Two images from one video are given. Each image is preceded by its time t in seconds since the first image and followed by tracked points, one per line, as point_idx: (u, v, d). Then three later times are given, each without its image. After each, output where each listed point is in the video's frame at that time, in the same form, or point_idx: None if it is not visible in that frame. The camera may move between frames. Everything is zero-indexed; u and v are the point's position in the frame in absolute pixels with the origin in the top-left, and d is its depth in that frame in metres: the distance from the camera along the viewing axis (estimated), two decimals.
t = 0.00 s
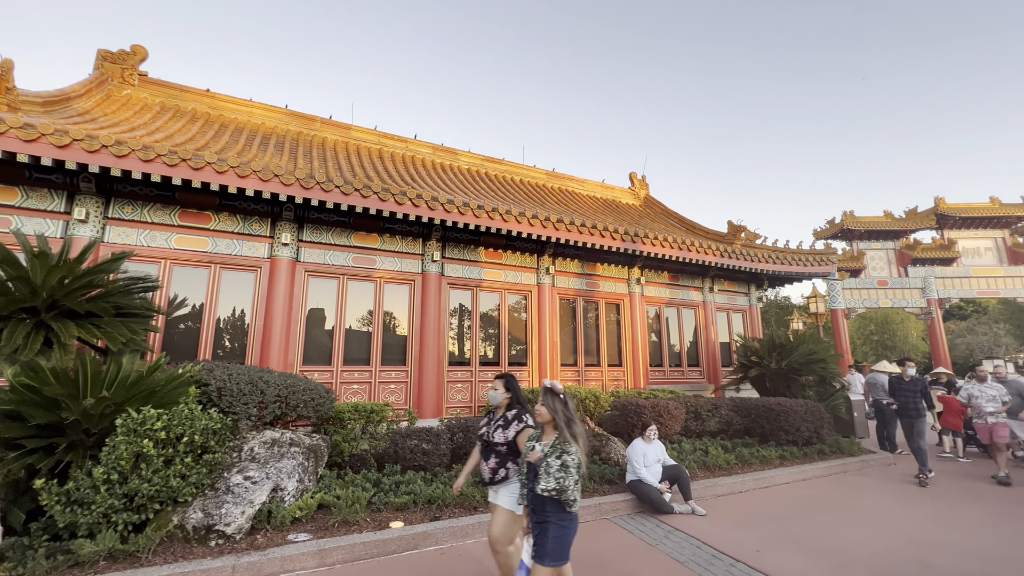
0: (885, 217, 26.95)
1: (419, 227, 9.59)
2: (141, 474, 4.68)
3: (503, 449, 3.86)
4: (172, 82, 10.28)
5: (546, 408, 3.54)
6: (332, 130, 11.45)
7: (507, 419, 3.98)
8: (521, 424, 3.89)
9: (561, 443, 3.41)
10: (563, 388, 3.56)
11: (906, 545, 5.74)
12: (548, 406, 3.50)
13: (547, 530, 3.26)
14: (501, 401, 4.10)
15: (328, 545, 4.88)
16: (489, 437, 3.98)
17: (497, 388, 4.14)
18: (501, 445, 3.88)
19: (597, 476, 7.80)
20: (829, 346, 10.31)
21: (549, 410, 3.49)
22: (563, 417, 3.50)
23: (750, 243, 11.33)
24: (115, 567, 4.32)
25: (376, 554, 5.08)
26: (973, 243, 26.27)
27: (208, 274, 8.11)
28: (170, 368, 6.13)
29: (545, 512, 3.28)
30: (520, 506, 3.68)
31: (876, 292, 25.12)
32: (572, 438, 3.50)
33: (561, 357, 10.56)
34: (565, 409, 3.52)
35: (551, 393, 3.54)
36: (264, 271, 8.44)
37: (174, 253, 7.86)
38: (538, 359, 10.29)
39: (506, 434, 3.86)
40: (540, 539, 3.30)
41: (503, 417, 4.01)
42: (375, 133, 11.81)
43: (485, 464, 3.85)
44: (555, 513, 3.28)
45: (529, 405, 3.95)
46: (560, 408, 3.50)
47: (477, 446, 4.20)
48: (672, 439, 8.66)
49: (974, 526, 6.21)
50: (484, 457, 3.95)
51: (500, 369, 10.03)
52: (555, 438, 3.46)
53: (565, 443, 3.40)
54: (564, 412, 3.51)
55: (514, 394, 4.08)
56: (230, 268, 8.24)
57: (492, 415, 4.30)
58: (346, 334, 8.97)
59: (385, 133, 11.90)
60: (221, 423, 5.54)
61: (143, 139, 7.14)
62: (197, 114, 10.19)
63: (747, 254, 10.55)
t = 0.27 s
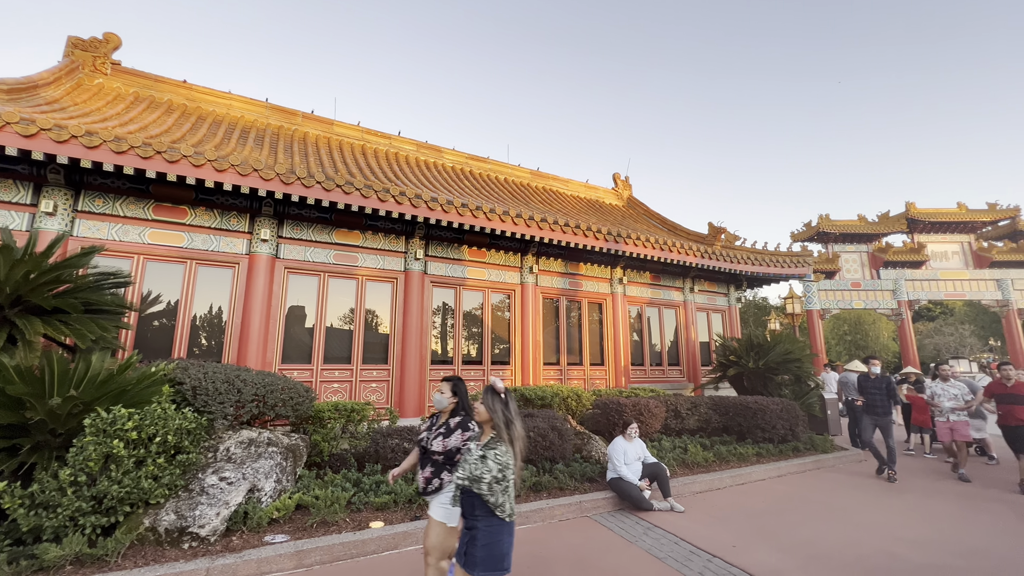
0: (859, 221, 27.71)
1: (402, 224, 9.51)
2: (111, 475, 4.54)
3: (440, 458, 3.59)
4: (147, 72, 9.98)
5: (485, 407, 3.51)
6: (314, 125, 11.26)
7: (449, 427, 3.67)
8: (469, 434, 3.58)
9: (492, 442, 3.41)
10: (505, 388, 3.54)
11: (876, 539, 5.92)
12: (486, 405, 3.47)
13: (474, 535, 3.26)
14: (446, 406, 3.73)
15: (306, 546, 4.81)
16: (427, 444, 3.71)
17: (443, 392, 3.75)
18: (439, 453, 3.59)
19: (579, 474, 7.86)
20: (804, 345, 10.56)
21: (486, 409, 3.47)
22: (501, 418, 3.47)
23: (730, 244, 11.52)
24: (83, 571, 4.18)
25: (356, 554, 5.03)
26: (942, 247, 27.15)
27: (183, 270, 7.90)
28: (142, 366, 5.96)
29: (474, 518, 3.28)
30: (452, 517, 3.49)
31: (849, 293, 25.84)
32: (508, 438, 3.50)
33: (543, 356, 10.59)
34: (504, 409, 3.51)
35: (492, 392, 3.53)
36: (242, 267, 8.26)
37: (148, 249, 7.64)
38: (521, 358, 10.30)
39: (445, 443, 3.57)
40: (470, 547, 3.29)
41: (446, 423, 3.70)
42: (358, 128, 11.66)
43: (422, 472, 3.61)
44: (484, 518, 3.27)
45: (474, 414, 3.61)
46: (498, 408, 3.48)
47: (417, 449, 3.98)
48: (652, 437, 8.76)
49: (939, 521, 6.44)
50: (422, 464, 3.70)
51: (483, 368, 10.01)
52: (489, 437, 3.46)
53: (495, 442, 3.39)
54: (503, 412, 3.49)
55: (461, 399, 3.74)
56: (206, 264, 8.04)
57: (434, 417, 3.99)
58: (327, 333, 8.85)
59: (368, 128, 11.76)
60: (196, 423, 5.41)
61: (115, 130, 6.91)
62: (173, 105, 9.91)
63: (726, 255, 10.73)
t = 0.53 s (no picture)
0: (834, 224, 28.46)
1: (384, 221, 9.41)
2: (77, 477, 4.38)
3: (372, 458, 3.56)
4: (119, 61, 9.66)
5: (414, 409, 3.15)
6: (294, 119, 11.05)
7: (381, 425, 3.66)
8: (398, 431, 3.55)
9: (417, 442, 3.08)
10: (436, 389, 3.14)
11: (846, 534, 6.10)
12: (413, 406, 3.12)
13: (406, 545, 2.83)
14: (383, 403, 3.72)
15: (282, 548, 4.73)
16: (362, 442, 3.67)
17: (380, 389, 3.76)
18: (371, 453, 3.58)
19: (560, 472, 7.91)
20: (780, 345, 10.80)
21: (413, 411, 3.11)
22: (427, 420, 3.07)
23: (710, 245, 11.72)
24: None
25: (334, 555, 4.97)
26: (911, 251, 28.00)
27: (157, 265, 7.68)
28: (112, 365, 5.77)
29: (406, 526, 2.87)
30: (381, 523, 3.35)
31: (824, 295, 26.56)
32: (439, 442, 3.07)
33: (526, 355, 10.61)
34: (433, 409, 3.10)
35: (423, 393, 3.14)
36: (219, 264, 8.07)
37: (119, 243, 7.40)
38: (503, 357, 10.30)
39: (374, 442, 3.54)
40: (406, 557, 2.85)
41: (379, 421, 3.69)
42: (340, 124, 11.49)
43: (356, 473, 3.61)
44: (417, 526, 2.85)
45: (404, 411, 3.58)
46: (426, 408, 3.09)
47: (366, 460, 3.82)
48: (632, 435, 8.85)
49: (905, 515, 6.68)
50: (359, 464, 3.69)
51: (465, 367, 9.98)
52: (418, 441, 3.07)
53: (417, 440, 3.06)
54: (431, 414, 3.09)
55: (399, 396, 3.75)
56: (181, 260, 7.83)
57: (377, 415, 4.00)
58: (306, 331, 8.71)
59: (350, 124, 11.60)
60: (168, 423, 5.26)
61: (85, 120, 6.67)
62: (147, 96, 9.62)
63: (706, 256, 10.91)
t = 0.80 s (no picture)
0: (810, 227, 29.19)
1: (366, 218, 9.30)
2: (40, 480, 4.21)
3: (294, 464, 3.34)
4: (89, 49, 9.32)
5: (328, 410, 3.06)
6: (273, 113, 10.83)
7: (305, 428, 3.43)
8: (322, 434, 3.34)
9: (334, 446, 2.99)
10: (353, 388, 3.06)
11: (818, 528, 6.29)
12: (329, 408, 3.03)
13: (323, 555, 2.84)
14: (309, 405, 3.44)
15: (258, 550, 4.64)
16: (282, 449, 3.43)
17: (306, 390, 3.47)
18: (293, 459, 3.35)
19: (540, 470, 7.95)
20: (756, 344, 11.03)
21: (330, 413, 3.03)
22: (347, 421, 3.03)
23: (689, 246, 11.90)
24: None
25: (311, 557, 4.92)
26: (882, 252, 28.57)
27: (127, 261, 7.44)
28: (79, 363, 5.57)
29: (321, 535, 2.86)
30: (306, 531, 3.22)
31: (799, 296, 27.25)
32: (358, 443, 3.05)
33: (508, 354, 10.62)
34: (351, 411, 3.05)
35: (337, 393, 3.05)
36: (193, 260, 7.86)
37: (88, 238, 7.15)
38: (485, 356, 10.29)
39: (297, 447, 3.33)
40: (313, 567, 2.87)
41: (301, 424, 3.44)
42: (321, 118, 11.31)
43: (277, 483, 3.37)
44: (333, 535, 2.85)
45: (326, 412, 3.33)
46: (343, 409, 3.03)
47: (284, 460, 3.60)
48: (612, 433, 8.94)
49: (873, 509, 6.91)
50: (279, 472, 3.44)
51: (447, 365, 9.93)
52: (335, 443, 3.01)
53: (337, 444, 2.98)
54: (348, 416, 3.04)
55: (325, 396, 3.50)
56: (153, 255, 7.60)
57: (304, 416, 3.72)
58: (285, 329, 8.55)
59: (332, 119, 11.42)
60: (139, 424, 5.12)
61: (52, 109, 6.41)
62: (118, 86, 9.31)
63: (685, 257, 11.07)
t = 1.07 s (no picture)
0: (786, 228, 29.90)
1: (346, 215, 9.17)
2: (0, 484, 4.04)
3: (211, 468, 2.90)
4: (55, 35, 8.95)
5: (245, 412, 2.83)
6: (251, 106, 10.58)
7: (226, 428, 2.99)
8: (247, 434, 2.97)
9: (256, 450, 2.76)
10: (271, 385, 2.87)
11: (790, 522, 6.48)
12: (245, 410, 2.80)
13: (236, 562, 2.62)
14: (233, 408, 2.84)
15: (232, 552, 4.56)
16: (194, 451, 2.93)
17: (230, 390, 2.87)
18: (208, 463, 2.90)
19: (521, 468, 7.98)
20: (733, 343, 11.26)
21: (246, 415, 2.80)
22: (267, 422, 2.83)
23: (669, 246, 12.07)
24: None
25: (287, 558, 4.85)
26: (853, 254, 29.41)
27: (96, 256, 7.19)
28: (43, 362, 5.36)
29: (236, 541, 2.66)
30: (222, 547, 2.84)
31: (775, 295, 27.93)
32: (282, 443, 2.86)
33: (489, 352, 10.61)
34: (271, 411, 2.85)
35: (253, 393, 2.83)
36: (166, 256, 7.64)
37: (54, 232, 6.88)
38: (466, 354, 10.26)
39: (215, 449, 2.89)
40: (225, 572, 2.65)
41: (222, 425, 2.99)
42: (300, 113, 11.09)
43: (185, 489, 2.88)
44: (250, 539, 2.66)
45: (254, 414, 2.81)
46: (262, 409, 2.81)
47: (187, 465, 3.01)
48: (593, 431, 9.01)
49: (842, 503, 7.14)
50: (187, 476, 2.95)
51: (428, 364, 9.88)
52: (256, 447, 2.80)
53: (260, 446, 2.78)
54: (268, 416, 2.83)
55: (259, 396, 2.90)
56: (124, 251, 7.37)
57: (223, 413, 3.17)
58: (261, 327, 8.38)
59: (311, 114, 11.21)
60: (106, 424, 4.95)
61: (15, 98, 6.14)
62: (86, 74, 8.96)
63: (665, 257, 11.22)
